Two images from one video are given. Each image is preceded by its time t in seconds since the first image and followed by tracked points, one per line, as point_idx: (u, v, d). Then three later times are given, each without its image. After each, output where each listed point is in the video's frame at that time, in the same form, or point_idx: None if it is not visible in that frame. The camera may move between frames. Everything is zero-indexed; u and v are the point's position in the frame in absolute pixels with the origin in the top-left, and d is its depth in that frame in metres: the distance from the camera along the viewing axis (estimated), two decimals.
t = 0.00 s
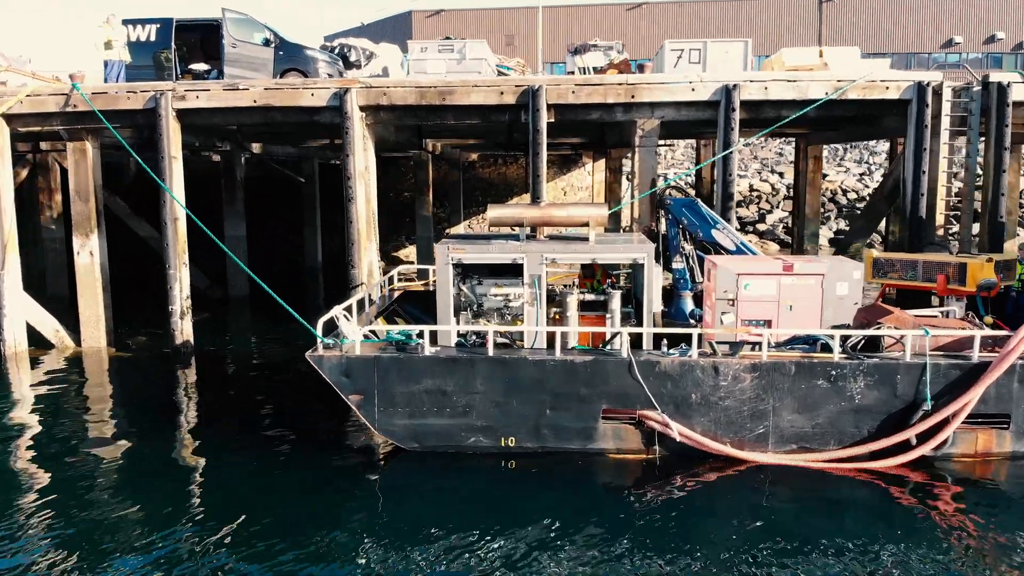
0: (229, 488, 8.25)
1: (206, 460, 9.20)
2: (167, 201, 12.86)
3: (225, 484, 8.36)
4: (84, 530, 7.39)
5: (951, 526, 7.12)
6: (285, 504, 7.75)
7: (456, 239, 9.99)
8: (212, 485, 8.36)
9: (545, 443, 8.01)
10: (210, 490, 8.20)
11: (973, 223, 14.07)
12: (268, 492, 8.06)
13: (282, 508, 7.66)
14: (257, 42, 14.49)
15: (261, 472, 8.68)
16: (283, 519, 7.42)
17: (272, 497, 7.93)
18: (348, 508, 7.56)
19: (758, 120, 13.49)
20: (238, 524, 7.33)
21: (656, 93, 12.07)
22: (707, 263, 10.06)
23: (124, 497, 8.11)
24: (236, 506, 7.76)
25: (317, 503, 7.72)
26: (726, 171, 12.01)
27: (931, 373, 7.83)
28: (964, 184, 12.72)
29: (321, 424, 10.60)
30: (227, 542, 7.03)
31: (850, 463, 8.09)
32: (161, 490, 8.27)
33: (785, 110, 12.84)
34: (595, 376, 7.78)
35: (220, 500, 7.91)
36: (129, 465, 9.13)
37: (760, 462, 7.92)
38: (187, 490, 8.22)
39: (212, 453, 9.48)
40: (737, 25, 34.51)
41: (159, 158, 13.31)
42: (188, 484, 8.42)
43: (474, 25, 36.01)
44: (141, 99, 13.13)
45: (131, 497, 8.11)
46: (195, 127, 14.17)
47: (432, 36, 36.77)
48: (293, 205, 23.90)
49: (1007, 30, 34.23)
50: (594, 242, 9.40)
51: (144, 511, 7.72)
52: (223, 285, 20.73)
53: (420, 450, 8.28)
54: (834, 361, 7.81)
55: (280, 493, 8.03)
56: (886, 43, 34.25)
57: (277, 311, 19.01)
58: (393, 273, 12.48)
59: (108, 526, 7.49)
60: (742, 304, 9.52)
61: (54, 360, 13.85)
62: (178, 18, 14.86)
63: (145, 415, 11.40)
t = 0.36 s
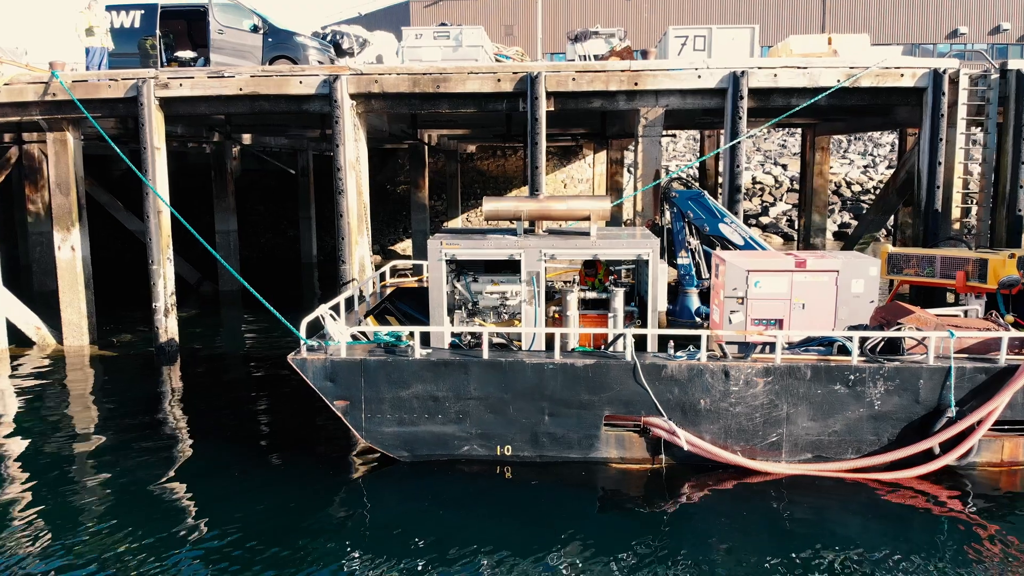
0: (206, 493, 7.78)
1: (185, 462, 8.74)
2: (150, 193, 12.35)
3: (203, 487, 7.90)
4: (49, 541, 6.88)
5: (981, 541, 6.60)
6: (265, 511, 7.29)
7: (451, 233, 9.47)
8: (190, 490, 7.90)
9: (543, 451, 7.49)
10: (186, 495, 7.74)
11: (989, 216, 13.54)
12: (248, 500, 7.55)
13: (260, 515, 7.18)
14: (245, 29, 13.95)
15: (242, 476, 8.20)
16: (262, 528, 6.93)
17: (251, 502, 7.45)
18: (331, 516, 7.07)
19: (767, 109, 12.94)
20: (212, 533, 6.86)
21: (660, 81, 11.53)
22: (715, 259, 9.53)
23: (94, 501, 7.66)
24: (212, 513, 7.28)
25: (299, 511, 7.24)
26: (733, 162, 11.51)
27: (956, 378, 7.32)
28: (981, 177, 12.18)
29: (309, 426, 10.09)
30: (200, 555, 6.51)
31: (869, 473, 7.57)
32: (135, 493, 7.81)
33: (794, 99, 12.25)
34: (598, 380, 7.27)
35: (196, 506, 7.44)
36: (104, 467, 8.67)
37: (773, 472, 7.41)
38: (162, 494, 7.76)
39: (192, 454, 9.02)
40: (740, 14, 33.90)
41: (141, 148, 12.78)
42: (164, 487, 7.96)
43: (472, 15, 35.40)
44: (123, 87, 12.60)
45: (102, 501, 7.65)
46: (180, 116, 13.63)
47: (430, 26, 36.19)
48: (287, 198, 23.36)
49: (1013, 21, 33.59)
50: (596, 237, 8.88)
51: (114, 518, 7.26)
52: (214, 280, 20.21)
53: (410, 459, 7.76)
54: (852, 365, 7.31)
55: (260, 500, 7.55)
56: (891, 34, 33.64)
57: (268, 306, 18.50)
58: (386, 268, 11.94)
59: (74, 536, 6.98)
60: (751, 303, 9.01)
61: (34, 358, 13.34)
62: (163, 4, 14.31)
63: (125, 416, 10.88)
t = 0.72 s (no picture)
0: (179, 508, 7.22)
1: (159, 472, 8.19)
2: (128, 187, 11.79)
3: (176, 502, 7.35)
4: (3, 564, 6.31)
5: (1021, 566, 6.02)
6: (240, 529, 6.72)
7: (443, 228, 8.88)
8: (161, 505, 7.35)
9: (541, 466, 6.91)
10: (157, 511, 7.18)
11: (1008, 211, 12.95)
12: (224, 517, 6.97)
13: (235, 534, 6.61)
14: (230, 14, 13.33)
15: (219, 488, 7.65)
16: (235, 548, 6.37)
17: (226, 520, 6.88)
18: (311, 536, 6.51)
19: (777, 98, 12.33)
20: (181, 554, 6.30)
21: (665, 67, 10.93)
22: (725, 255, 8.94)
23: (58, 516, 7.11)
24: (183, 531, 6.72)
25: (276, 528, 6.67)
26: (742, 153, 10.90)
27: (989, 387, 6.74)
28: (1002, 170, 11.58)
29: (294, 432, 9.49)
30: None
31: (895, 491, 6.99)
32: (102, 507, 7.27)
33: (807, 87, 11.65)
34: (601, 389, 6.68)
35: (166, 522, 6.89)
36: (72, 478, 8.09)
37: (791, 489, 6.83)
38: (132, 509, 7.21)
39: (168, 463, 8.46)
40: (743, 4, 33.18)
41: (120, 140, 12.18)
42: (134, 501, 7.41)
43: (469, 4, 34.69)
44: (101, 75, 12.00)
45: (65, 517, 7.10)
46: (162, 106, 13.02)
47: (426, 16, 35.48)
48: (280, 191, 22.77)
49: (1020, 12, 32.89)
50: (598, 233, 8.29)
51: (78, 536, 6.71)
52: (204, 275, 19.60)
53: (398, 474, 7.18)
54: (876, 373, 6.73)
55: (236, 515, 6.99)
56: (896, 24, 32.94)
57: (259, 303, 17.92)
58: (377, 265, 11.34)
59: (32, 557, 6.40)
60: (764, 303, 8.41)
61: (11, 359, 12.74)
62: None
63: (101, 420, 10.30)
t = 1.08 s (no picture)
0: (151, 516, 6.75)
1: (134, 477, 7.71)
2: (109, 176, 11.31)
3: (147, 510, 6.87)
4: None
5: None
6: (215, 542, 6.25)
7: (435, 222, 8.38)
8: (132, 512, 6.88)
9: (539, 478, 6.42)
10: (127, 521, 6.70)
11: None
12: (198, 528, 6.49)
13: (208, 548, 6.13)
14: None
15: (195, 496, 7.16)
16: (207, 565, 5.88)
17: (199, 533, 6.40)
18: (290, 553, 6.03)
19: (787, 84, 11.80)
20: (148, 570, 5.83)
21: (670, 52, 10.41)
22: (733, 250, 8.44)
23: (21, 526, 6.63)
24: (153, 544, 6.25)
25: (253, 543, 6.17)
26: (751, 142, 10.40)
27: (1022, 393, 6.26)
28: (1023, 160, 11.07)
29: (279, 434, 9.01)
30: None
31: (919, 505, 6.50)
32: (69, 515, 6.80)
33: (818, 73, 11.12)
34: (603, 396, 6.20)
35: (136, 534, 6.42)
36: (40, 483, 7.62)
37: (808, 504, 6.35)
38: (100, 517, 6.73)
39: (143, 467, 7.99)
40: None
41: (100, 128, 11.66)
42: (103, 511, 6.93)
43: None
44: (79, 61, 11.48)
45: (29, 526, 6.63)
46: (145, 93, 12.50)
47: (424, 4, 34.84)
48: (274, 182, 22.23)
49: None
50: (599, 226, 7.79)
51: (40, 549, 6.24)
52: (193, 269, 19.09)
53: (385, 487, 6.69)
54: (900, 379, 6.25)
55: (210, 528, 6.50)
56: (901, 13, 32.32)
57: (250, 297, 17.41)
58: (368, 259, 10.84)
59: None
60: (776, 301, 7.91)
61: None
62: None
63: (78, 420, 9.82)
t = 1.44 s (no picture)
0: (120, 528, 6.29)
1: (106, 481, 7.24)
2: (86, 165, 10.81)
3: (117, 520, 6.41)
4: None
5: None
6: (186, 557, 5.78)
7: (427, 212, 7.89)
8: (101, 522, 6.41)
9: (537, 490, 5.94)
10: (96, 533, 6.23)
11: None
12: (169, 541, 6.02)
13: (178, 564, 5.67)
14: None
15: (169, 503, 6.69)
16: None
17: (170, 546, 5.93)
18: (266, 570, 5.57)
19: (797, 68, 11.28)
20: None
21: (675, 33, 9.88)
22: (743, 242, 7.95)
23: None
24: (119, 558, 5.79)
25: (228, 557, 5.70)
26: (760, 128, 9.89)
27: None
28: None
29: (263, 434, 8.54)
30: None
31: (946, 520, 6.04)
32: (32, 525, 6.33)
33: (830, 56, 10.60)
34: (606, 402, 5.72)
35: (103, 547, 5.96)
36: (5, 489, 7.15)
37: (826, 518, 5.88)
38: (66, 525, 6.26)
39: (117, 470, 7.52)
40: None
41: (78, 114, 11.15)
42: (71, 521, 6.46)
43: None
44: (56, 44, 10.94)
45: None
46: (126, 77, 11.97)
47: None
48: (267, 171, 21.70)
49: None
50: (601, 218, 7.30)
51: None
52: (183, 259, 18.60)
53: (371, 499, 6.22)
54: (927, 384, 5.78)
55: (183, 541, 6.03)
56: None
57: (241, 288, 16.94)
58: (358, 252, 10.34)
59: None
60: (789, 298, 7.43)
61: None
62: None
63: (53, 419, 9.35)
